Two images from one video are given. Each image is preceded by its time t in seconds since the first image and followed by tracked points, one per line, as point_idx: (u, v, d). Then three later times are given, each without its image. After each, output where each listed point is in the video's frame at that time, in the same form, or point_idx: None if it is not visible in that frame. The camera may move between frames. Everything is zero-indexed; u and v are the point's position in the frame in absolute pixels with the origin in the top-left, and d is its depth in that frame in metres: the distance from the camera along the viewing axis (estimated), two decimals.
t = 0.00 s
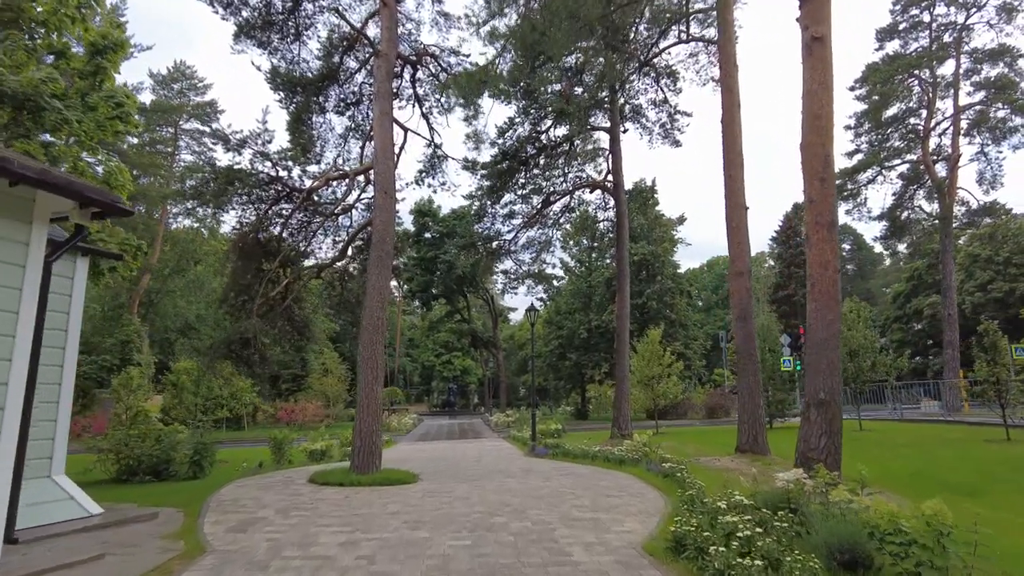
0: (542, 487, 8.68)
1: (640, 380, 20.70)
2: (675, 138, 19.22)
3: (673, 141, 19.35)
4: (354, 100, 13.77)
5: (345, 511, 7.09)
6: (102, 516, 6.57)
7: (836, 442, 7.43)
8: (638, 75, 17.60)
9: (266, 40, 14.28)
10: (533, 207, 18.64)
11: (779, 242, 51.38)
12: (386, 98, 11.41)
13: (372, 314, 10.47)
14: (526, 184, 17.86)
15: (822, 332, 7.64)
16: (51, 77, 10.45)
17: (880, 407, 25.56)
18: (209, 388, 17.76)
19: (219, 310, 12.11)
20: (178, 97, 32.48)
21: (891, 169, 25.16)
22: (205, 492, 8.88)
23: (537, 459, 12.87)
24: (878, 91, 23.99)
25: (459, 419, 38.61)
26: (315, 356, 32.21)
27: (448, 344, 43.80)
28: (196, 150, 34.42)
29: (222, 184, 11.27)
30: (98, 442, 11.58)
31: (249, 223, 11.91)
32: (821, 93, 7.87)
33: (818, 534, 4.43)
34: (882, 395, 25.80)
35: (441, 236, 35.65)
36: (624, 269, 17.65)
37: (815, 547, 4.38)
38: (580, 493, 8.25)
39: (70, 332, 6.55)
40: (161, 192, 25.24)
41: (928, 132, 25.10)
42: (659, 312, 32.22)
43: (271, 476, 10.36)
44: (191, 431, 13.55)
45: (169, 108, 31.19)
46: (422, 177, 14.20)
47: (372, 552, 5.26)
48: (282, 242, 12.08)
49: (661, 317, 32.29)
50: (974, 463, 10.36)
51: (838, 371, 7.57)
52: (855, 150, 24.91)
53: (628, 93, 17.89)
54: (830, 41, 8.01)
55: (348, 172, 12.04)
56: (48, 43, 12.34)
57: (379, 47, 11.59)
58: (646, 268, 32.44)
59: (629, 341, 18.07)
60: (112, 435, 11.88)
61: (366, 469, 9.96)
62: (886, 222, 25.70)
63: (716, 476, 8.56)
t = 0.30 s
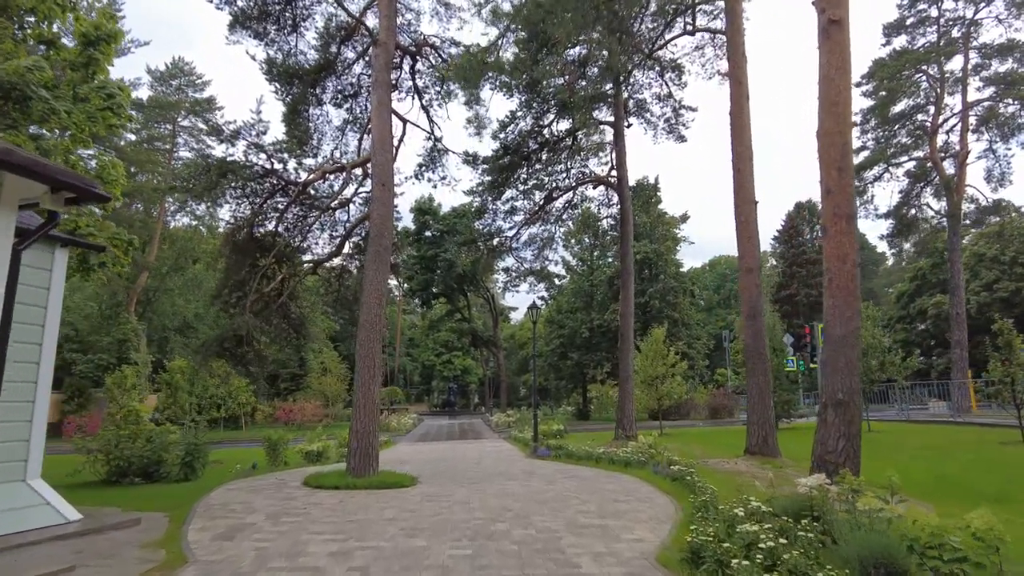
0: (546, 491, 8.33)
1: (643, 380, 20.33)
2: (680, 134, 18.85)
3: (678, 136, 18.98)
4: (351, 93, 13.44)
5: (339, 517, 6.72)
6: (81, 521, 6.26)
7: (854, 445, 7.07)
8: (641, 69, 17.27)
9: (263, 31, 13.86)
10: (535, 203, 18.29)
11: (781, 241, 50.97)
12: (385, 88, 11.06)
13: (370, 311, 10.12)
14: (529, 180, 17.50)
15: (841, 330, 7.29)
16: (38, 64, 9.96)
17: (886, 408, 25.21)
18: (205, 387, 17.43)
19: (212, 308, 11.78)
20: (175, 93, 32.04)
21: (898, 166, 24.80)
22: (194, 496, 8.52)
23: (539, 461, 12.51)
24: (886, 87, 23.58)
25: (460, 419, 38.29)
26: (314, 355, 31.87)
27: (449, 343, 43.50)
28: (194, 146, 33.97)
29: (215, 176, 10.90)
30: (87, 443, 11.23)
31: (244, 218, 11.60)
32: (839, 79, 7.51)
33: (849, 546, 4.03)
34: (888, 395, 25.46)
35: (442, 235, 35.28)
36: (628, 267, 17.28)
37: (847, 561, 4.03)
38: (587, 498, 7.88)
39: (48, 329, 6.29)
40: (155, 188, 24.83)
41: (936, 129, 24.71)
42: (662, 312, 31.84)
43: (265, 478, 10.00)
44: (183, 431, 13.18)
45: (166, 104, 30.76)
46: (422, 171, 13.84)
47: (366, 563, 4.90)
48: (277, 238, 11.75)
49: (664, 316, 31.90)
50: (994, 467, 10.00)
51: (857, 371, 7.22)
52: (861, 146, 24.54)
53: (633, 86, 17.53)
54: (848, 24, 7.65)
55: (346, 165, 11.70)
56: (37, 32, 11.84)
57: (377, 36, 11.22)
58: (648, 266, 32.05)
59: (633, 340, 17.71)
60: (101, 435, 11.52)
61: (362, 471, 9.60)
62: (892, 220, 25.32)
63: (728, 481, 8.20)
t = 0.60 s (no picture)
0: (548, 496, 7.99)
1: (647, 380, 19.98)
2: (684, 130, 18.50)
3: (683, 132, 18.63)
4: (349, 86, 13.16)
5: (332, 524, 6.40)
6: (59, 527, 6.02)
7: (873, 449, 6.73)
8: (645, 63, 16.96)
9: (258, 23, 13.35)
10: (536, 201, 17.97)
11: (783, 242, 50.59)
12: (382, 78, 10.73)
13: (366, 307, 9.80)
14: (530, 177, 17.17)
15: (857, 328, 6.95)
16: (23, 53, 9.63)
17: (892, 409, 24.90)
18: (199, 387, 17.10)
19: (204, 305, 11.48)
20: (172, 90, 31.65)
21: (904, 164, 24.42)
22: (182, 501, 8.19)
23: (541, 464, 12.17)
24: (892, 84, 23.20)
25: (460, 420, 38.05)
26: (313, 355, 31.55)
27: (449, 343, 43.25)
28: (192, 144, 33.58)
29: (206, 170, 10.59)
30: (76, 444, 10.91)
31: (237, 214, 11.32)
32: (855, 67, 7.17)
33: (880, 560, 3.71)
34: (894, 396, 25.15)
35: (441, 234, 34.94)
36: (633, 265, 16.92)
37: None
38: (591, 503, 7.56)
39: (22, 324, 6.25)
40: (151, 185, 24.46)
41: (942, 127, 24.33)
42: (664, 312, 31.50)
43: (258, 481, 9.68)
44: (175, 432, 12.87)
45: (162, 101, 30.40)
46: (422, 166, 13.52)
47: None
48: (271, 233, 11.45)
49: (666, 316, 31.55)
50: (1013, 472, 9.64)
51: (876, 371, 6.88)
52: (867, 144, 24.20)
53: (635, 81, 17.20)
54: (865, 9, 7.31)
55: (342, 158, 11.38)
56: (26, 23, 11.43)
57: (375, 26, 10.87)
58: (650, 266, 31.69)
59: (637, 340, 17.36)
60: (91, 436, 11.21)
61: (358, 475, 9.27)
62: (898, 219, 24.96)
63: (740, 488, 7.86)
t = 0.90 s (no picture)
0: (550, 500, 7.62)
1: (650, 379, 19.60)
2: (688, 124, 18.13)
3: (686, 126, 18.27)
4: (345, 76, 12.82)
5: (322, 530, 6.02)
6: (28, 535, 5.64)
7: (894, 451, 6.34)
8: (648, 55, 16.60)
9: (252, 13, 12.13)
10: (537, 196, 17.59)
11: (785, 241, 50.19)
12: (378, 65, 10.35)
13: (361, 302, 9.43)
14: (531, 172, 16.81)
15: (876, 323, 6.58)
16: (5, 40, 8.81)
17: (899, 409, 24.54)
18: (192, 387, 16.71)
19: (194, 301, 11.13)
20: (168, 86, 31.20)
21: (910, 160, 24.02)
22: (166, 505, 7.80)
23: (543, 466, 11.79)
24: (899, 79, 22.79)
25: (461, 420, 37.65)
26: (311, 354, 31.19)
27: (449, 343, 42.90)
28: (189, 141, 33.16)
29: (195, 160, 10.19)
30: (61, 445, 10.53)
31: (228, 206, 10.95)
32: (873, 48, 6.80)
33: None
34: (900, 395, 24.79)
35: (441, 232, 34.53)
36: (636, 261, 16.53)
37: None
38: (596, 508, 7.17)
39: None
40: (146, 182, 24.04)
41: (949, 122, 23.93)
42: (666, 311, 31.10)
43: (249, 483, 9.30)
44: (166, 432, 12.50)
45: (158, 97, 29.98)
46: (419, 159, 13.16)
47: None
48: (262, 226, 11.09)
49: (668, 315, 31.14)
50: None
51: (896, 367, 6.51)
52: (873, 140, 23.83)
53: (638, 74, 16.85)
54: None
55: (337, 149, 11.01)
56: (11, 13, 10.82)
57: (370, 12, 10.50)
58: (653, 264, 31.29)
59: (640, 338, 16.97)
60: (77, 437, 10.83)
61: (352, 477, 8.89)
62: (903, 216, 24.53)
63: (753, 492, 7.47)
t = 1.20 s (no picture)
0: (555, 505, 7.26)
1: (654, 379, 19.23)
2: (693, 119, 17.76)
3: (692, 121, 17.90)
4: (342, 67, 12.46)
5: (314, 539, 5.65)
6: None
7: (921, 454, 5.96)
8: (652, 47, 16.23)
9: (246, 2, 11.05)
10: (539, 192, 17.22)
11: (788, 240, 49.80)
12: (375, 52, 9.95)
13: (357, 298, 9.07)
14: (533, 168, 16.46)
15: (899, 319, 6.21)
16: None
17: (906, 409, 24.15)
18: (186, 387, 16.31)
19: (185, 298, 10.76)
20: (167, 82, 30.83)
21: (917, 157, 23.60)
22: (151, 511, 7.43)
23: (546, 468, 11.42)
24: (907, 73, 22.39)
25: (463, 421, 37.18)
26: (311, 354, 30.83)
27: (449, 342, 42.59)
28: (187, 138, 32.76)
29: (185, 151, 9.80)
30: (47, 446, 10.15)
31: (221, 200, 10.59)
32: (896, 27, 6.43)
33: None
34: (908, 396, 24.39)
35: (442, 230, 34.12)
36: (640, 259, 16.16)
37: None
38: (604, 514, 6.81)
39: None
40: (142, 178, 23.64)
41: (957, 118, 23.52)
42: (669, 310, 30.72)
43: (241, 487, 8.95)
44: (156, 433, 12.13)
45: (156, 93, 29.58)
46: (418, 153, 12.80)
47: None
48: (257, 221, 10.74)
49: (672, 315, 30.75)
50: None
51: (921, 365, 6.13)
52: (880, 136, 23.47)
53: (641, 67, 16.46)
54: None
55: (333, 140, 10.65)
56: None
57: None
58: (656, 263, 30.92)
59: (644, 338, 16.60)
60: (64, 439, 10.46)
61: (348, 482, 8.51)
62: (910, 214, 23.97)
63: (769, 498, 7.10)
